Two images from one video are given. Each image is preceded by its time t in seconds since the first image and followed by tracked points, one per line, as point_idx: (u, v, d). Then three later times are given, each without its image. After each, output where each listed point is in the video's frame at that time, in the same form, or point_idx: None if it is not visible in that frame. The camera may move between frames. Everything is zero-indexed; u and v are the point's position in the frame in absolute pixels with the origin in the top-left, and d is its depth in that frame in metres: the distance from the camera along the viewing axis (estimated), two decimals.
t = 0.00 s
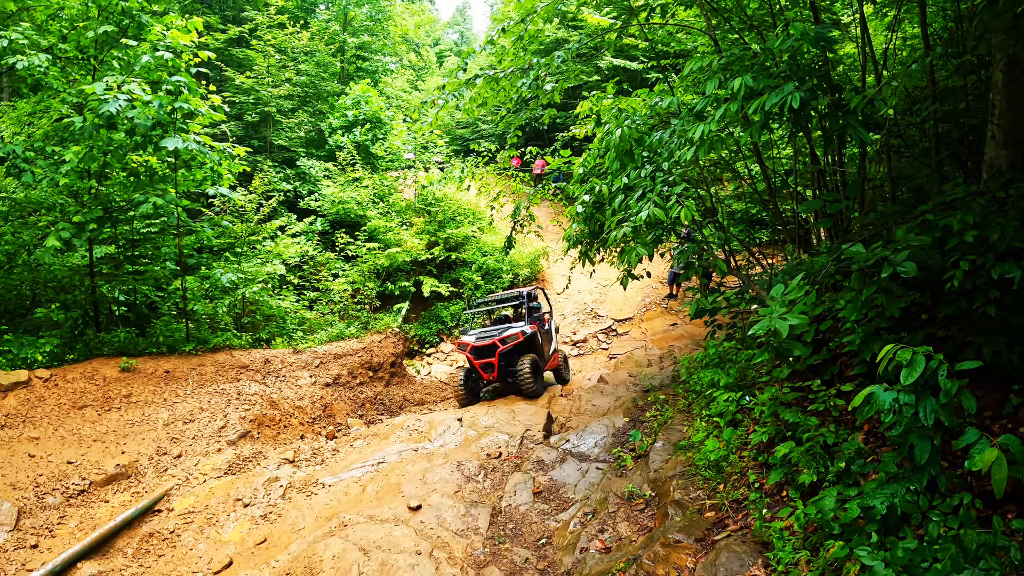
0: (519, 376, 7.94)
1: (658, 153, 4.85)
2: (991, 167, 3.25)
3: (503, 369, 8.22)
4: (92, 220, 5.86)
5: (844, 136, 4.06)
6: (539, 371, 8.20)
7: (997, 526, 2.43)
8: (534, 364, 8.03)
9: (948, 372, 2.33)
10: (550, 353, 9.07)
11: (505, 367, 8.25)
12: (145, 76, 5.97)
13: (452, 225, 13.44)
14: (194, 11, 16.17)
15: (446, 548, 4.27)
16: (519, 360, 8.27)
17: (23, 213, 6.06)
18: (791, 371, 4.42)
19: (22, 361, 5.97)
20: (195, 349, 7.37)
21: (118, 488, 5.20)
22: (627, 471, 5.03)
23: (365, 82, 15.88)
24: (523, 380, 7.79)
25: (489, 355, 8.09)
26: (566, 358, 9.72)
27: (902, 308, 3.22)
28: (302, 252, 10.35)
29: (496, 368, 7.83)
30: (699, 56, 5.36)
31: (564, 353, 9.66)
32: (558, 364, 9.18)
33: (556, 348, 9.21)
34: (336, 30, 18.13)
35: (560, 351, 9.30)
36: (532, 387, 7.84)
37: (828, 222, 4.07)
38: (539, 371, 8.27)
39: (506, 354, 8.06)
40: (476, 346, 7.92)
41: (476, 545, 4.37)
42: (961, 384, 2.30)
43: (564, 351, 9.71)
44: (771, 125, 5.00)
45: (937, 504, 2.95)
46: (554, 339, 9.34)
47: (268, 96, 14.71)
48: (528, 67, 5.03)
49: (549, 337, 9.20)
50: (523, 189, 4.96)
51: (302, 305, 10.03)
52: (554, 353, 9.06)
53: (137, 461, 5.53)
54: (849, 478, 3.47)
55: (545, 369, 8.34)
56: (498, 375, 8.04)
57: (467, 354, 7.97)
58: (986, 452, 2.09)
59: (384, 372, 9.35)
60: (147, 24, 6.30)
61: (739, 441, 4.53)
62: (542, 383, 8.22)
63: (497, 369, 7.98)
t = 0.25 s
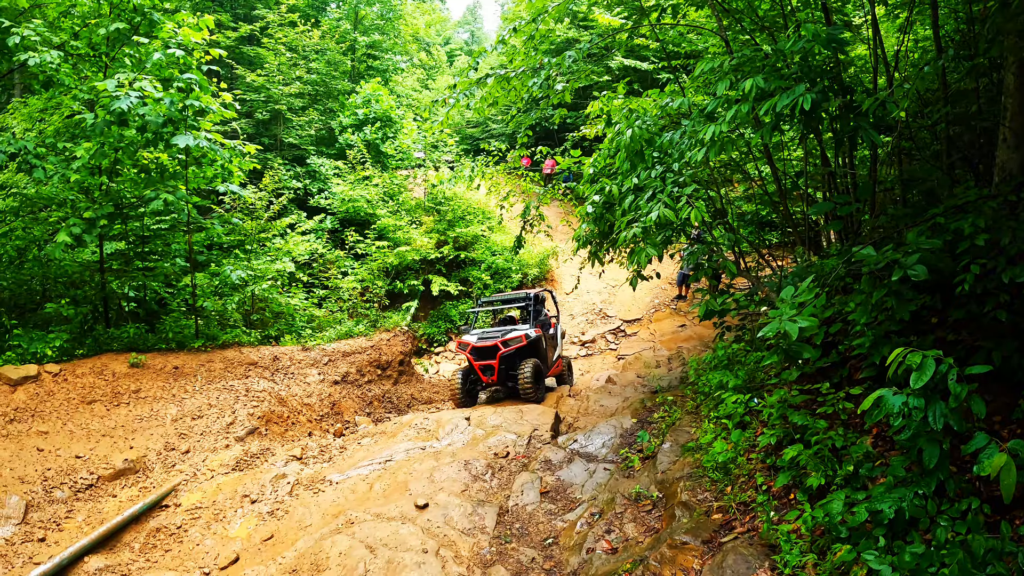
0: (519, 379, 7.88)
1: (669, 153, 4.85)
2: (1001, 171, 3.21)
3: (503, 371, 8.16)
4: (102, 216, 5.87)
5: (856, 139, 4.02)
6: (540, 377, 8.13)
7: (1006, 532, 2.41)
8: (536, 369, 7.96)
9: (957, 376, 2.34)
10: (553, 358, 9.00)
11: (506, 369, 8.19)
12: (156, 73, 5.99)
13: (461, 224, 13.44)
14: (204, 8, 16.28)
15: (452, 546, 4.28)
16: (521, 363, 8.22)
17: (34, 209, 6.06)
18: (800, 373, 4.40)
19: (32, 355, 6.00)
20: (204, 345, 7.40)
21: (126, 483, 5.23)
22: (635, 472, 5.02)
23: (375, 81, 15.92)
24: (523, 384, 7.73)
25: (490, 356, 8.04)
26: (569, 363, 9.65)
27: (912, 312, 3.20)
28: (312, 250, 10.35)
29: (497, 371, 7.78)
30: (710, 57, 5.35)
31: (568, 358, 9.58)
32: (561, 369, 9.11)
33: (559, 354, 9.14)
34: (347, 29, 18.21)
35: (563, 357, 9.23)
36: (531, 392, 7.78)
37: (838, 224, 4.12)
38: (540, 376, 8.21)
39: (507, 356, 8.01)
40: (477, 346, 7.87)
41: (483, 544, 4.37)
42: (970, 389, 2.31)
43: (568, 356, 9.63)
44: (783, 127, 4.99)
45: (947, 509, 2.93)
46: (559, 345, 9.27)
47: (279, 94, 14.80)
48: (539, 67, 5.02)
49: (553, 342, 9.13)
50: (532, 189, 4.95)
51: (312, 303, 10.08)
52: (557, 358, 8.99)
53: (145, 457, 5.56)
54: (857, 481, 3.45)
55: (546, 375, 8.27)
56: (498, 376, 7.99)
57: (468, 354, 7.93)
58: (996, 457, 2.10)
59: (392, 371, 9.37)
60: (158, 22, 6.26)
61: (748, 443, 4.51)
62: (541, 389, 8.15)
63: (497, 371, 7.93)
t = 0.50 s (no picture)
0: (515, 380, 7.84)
1: (679, 155, 4.85)
2: (1013, 175, 3.18)
3: (500, 372, 8.13)
4: (113, 213, 5.88)
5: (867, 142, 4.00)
6: (536, 378, 8.09)
7: (1014, 538, 2.39)
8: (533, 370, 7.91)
9: (967, 381, 2.34)
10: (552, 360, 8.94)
11: (503, 369, 8.16)
12: (167, 70, 5.99)
13: (471, 224, 13.42)
14: (216, 7, 16.38)
15: (458, 546, 4.28)
16: (518, 364, 8.18)
17: (45, 205, 6.05)
18: (809, 377, 4.37)
19: (42, 350, 6.04)
20: (214, 342, 7.44)
21: (134, 478, 5.25)
22: (642, 474, 5.01)
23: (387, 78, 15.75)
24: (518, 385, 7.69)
25: (487, 356, 8.00)
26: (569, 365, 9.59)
27: (922, 317, 3.18)
28: (321, 248, 10.36)
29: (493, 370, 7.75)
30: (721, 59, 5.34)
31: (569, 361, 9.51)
32: (561, 371, 9.05)
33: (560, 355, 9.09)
34: (359, 28, 18.26)
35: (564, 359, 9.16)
36: (527, 393, 7.73)
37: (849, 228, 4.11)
38: (538, 377, 8.16)
39: (504, 356, 7.97)
40: (474, 344, 7.86)
41: (489, 544, 4.37)
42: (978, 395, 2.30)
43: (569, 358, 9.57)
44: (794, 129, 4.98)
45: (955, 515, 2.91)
46: (560, 347, 9.20)
47: (290, 93, 14.87)
48: (550, 68, 5.02)
49: (553, 344, 9.08)
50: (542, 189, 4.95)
51: (321, 301, 10.12)
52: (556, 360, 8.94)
53: (154, 452, 5.58)
54: (865, 486, 3.43)
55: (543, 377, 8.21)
56: (495, 376, 7.96)
57: (465, 353, 7.91)
58: (1005, 462, 2.09)
59: (400, 369, 9.37)
60: (170, 20, 6.25)
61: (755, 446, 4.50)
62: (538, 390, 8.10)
63: (494, 371, 7.90)
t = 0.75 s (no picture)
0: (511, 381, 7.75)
1: (690, 157, 4.85)
2: None
3: (496, 372, 8.04)
4: (125, 210, 5.92)
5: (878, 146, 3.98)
6: (533, 378, 8.01)
7: (1022, 545, 2.38)
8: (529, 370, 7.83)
9: (977, 387, 2.33)
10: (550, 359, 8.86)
11: (499, 370, 8.06)
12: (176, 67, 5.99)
13: (481, 225, 13.44)
14: (229, 7, 16.51)
15: (465, 546, 4.29)
16: (514, 364, 8.10)
17: (58, 202, 6.10)
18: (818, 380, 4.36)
19: (54, 346, 6.08)
20: (224, 340, 7.48)
21: (143, 474, 5.28)
22: (650, 476, 5.01)
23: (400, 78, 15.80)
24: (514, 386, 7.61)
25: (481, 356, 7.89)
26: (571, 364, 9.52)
27: (932, 321, 3.17)
28: (331, 248, 10.39)
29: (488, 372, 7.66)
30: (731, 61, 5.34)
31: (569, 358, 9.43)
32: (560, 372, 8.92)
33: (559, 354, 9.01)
34: (370, 28, 18.33)
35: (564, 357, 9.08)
36: (523, 393, 7.62)
37: (858, 232, 4.12)
38: (534, 377, 8.04)
39: (499, 356, 7.87)
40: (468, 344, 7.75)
41: (496, 544, 4.38)
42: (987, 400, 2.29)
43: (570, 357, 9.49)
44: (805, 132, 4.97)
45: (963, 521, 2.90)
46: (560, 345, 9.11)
47: (302, 93, 14.97)
48: (562, 69, 5.03)
49: (551, 342, 8.99)
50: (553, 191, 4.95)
51: (331, 300, 10.17)
52: (554, 359, 8.85)
53: (163, 448, 5.62)
54: (873, 491, 3.42)
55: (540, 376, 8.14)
56: (490, 377, 7.87)
57: (459, 354, 7.78)
58: (1014, 468, 2.08)
59: (409, 369, 9.41)
60: (183, 19, 6.28)
61: (764, 449, 4.49)
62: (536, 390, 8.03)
63: (488, 372, 7.80)
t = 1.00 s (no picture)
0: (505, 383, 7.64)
1: (702, 160, 4.85)
2: None
3: (488, 376, 7.94)
4: (137, 210, 5.96)
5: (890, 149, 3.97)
6: (527, 379, 7.89)
7: None
8: (521, 371, 7.72)
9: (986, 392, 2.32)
10: (546, 359, 8.71)
11: (490, 373, 7.97)
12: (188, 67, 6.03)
13: (492, 226, 13.45)
14: (242, 8, 16.65)
15: (473, 546, 4.31)
16: (506, 366, 8.00)
17: (71, 200, 6.14)
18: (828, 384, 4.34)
19: (66, 343, 6.14)
20: (235, 339, 7.53)
21: (153, 471, 5.32)
22: (659, 479, 5.00)
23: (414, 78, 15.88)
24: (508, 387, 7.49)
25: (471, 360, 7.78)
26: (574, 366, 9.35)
27: (943, 326, 3.16)
28: (342, 248, 10.43)
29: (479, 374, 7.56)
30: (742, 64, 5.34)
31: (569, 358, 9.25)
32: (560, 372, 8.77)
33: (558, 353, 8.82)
34: (382, 30, 18.37)
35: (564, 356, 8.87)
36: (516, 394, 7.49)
37: (869, 235, 4.11)
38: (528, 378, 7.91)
39: (489, 359, 7.77)
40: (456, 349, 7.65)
41: (504, 545, 4.39)
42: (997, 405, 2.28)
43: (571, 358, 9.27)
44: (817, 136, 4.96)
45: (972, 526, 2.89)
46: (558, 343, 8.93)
47: (314, 93, 15.06)
48: (574, 72, 5.04)
49: (544, 342, 8.84)
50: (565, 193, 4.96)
51: (342, 300, 10.21)
52: (549, 359, 8.70)
53: (174, 446, 5.65)
54: (881, 495, 3.40)
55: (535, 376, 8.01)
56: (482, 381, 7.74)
57: (447, 360, 7.71)
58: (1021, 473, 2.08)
59: (420, 370, 9.44)
60: (197, 20, 6.31)
61: (773, 453, 4.49)
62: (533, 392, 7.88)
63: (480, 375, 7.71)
